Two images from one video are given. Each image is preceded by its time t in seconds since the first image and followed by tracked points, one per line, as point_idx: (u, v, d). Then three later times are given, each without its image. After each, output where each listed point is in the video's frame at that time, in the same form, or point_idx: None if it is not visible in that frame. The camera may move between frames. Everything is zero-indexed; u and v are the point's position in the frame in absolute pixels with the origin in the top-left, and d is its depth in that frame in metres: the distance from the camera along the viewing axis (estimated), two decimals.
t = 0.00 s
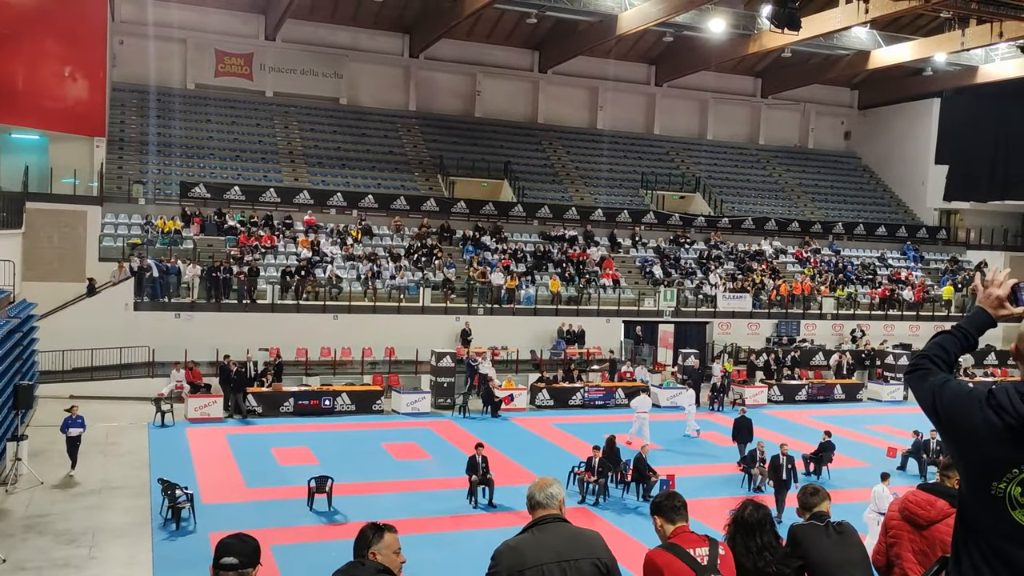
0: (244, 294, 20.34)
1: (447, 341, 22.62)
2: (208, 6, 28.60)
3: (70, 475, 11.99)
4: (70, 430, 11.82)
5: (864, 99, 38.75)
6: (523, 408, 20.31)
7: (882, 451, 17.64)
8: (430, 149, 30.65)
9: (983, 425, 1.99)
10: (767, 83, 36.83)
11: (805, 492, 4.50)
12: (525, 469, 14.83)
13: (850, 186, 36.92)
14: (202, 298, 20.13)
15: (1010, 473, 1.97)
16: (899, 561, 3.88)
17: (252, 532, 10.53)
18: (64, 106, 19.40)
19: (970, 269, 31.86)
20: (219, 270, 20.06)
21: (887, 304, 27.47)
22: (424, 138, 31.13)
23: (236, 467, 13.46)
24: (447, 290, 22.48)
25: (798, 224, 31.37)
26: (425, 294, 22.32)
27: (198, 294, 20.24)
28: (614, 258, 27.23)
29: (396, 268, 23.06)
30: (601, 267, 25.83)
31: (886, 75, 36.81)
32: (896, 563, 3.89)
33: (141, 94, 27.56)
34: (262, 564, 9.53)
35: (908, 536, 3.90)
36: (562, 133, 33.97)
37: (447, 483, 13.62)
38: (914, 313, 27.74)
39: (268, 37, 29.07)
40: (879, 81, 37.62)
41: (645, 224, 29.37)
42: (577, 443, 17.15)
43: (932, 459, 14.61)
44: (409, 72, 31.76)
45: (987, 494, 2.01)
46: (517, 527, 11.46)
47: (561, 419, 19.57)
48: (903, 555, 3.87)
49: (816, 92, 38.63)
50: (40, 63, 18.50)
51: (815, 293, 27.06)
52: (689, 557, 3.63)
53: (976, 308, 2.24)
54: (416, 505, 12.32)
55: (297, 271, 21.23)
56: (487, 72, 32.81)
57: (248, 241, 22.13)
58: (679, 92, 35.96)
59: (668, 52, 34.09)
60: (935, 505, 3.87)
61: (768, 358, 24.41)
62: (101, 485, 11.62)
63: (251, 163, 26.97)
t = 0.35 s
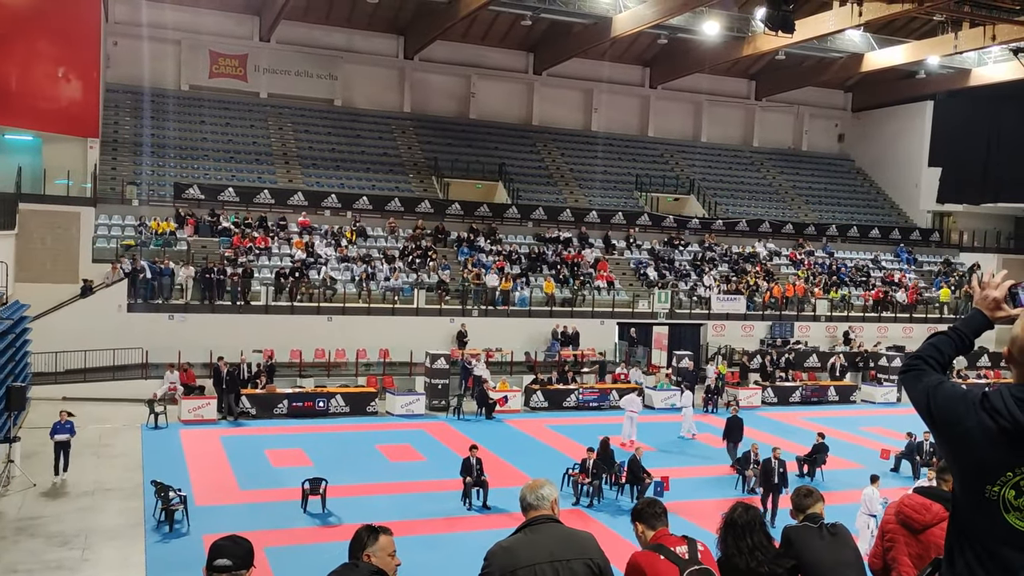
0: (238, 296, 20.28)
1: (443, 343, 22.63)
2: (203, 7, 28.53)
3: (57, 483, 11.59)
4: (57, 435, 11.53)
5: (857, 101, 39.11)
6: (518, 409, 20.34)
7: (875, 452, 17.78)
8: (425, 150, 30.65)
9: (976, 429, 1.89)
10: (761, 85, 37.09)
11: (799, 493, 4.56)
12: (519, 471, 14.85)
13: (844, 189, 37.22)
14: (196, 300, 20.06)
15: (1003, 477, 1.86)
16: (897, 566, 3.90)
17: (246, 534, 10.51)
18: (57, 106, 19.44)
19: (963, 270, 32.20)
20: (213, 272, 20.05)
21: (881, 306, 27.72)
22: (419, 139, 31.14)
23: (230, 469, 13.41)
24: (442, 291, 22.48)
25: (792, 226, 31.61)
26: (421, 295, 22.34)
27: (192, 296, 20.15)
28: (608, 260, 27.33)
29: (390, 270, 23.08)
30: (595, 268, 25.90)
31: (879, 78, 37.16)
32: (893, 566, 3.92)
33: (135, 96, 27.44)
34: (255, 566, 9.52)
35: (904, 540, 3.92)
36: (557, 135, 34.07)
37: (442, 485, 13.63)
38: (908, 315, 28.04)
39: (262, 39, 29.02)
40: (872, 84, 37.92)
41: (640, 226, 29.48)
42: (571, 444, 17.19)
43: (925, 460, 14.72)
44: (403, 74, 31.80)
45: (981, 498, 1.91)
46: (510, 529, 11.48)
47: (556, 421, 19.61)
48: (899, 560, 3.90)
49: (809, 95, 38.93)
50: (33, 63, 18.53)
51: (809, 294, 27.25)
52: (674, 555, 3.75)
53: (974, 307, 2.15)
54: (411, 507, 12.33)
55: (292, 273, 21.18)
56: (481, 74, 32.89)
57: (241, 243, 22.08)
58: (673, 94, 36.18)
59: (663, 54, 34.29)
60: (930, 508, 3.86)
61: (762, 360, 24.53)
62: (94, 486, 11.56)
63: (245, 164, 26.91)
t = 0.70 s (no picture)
0: (233, 297, 20.25)
1: (438, 344, 22.65)
2: (197, 8, 28.45)
3: (47, 489, 11.29)
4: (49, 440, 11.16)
5: (851, 104, 39.43)
6: (512, 411, 20.37)
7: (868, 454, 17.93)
8: (420, 152, 30.68)
9: (967, 430, 1.91)
10: (756, 87, 37.31)
11: (793, 495, 4.68)
12: (514, 472, 14.88)
13: (838, 191, 37.48)
14: (189, 301, 19.94)
15: (992, 478, 1.89)
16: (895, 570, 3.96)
17: (240, 535, 10.50)
18: (51, 107, 19.12)
19: (956, 272, 32.50)
20: (207, 273, 19.99)
21: (875, 308, 27.94)
22: (414, 141, 31.16)
23: (224, 471, 13.36)
24: (437, 293, 22.47)
25: (786, 228, 31.82)
26: (416, 296, 22.33)
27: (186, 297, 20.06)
28: (604, 261, 27.45)
29: (385, 271, 23.08)
30: (590, 270, 25.97)
31: (873, 80, 37.45)
32: (891, 571, 3.98)
33: (129, 96, 27.33)
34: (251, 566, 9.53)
35: (903, 546, 3.97)
36: (551, 137, 34.17)
37: (436, 486, 13.68)
38: (902, 317, 28.27)
39: (257, 40, 28.98)
40: (866, 87, 38.21)
41: (635, 228, 29.59)
42: (565, 446, 17.26)
43: (918, 462, 14.84)
44: (398, 76, 31.82)
45: (972, 499, 1.93)
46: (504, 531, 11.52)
47: (550, 422, 19.66)
48: (899, 564, 3.95)
49: (803, 97, 39.20)
50: (27, 64, 18.30)
51: (803, 296, 27.41)
52: (661, 555, 3.85)
53: (970, 308, 2.16)
54: (406, 508, 12.34)
55: (286, 274, 21.13)
56: (476, 76, 32.95)
57: (236, 244, 21.98)
58: (668, 96, 36.37)
59: (658, 56, 34.45)
60: (930, 515, 3.89)
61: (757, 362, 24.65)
62: (88, 488, 11.52)
63: (239, 165, 26.84)
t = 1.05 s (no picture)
0: (228, 297, 20.17)
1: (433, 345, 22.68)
2: (191, 9, 28.38)
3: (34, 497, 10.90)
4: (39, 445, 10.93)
5: (844, 106, 39.77)
6: (507, 412, 20.40)
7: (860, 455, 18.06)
8: (414, 153, 30.68)
9: (957, 433, 1.93)
10: (749, 89, 37.54)
11: (787, 497, 4.72)
12: (508, 474, 14.88)
13: (830, 193, 37.80)
14: (183, 302, 19.84)
15: (984, 480, 1.91)
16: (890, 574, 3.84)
17: (234, 537, 10.49)
18: (42, 107, 19.64)
19: (947, 274, 32.82)
20: (201, 274, 19.90)
21: (868, 309, 28.17)
22: (408, 142, 31.16)
23: (217, 472, 13.32)
24: (431, 294, 22.47)
25: (780, 230, 32.06)
26: (410, 298, 22.34)
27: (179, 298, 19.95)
28: (599, 263, 27.57)
29: (379, 273, 23.06)
30: (585, 271, 26.08)
31: (866, 83, 37.78)
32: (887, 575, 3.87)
33: (123, 97, 27.22)
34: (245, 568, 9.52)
35: (900, 552, 3.88)
36: (546, 138, 34.29)
37: (430, 487, 13.69)
38: (895, 318, 28.52)
39: (252, 40, 28.91)
40: (858, 89, 38.53)
41: (628, 230, 29.73)
42: (559, 447, 17.32)
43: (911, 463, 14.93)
44: (393, 77, 31.85)
45: (962, 501, 1.95)
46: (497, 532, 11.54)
47: (545, 424, 19.71)
48: (894, 568, 3.84)
49: (797, 100, 39.49)
50: (16, 64, 18.94)
51: (797, 298, 27.60)
52: (651, 555, 3.91)
53: (963, 307, 2.15)
54: (401, 510, 12.34)
55: (280, 275, 21.08)
56: (471, 77, 33.00)
57: (229, 245, 21.90)
58: (662, 98, 36.60)
59: (652, 58, 34.62)
60: (927, 522, 3.87)
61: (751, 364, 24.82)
62: (81, 490, 11.47)
63: (233, 166, 26.78)
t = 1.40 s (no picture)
0: (223, 298, 20.09)
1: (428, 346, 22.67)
2: (185, 9, 28.28)
3: (19, 508, 10.42)
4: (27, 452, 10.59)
5: (838, 107, 40.05)
6: (501, 413, 20.43)
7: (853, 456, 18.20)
8: (409, 154, 30.67)
9: (949, 433, 1.97)
10: (743, 91, 37.76)
11: (781, 498, 4.81)
12: (503, 475, 14.93)
13: (824, 194, 38.07)
14: (177, 302, 19.70)
15: (975, 481, 1.94)
16: (887, 573, 3.80)
17: (229, 538, 10.48)
18: (36, 108, 19.50)
19: (939, 275, 33.11)
20: (195, 275, 19.78)
21: (862, 310, 28.36)
22: (402, 143, 31.16)
23: (211, 473, 13.30)
24: (425, 295, 22.41)
25: (774, 231, 32.28)
26: (403, 299, 22.28)
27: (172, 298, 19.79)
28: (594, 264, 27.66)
29: (373, 273, 22.99)
30: (579, 273, 26.14)
31: (860, 85, 38.07)
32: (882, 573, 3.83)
33: (117, 98, 27.08)
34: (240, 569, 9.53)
35: (896, 551, 3.85)
36: (540, 140, 34.37)
37: (424, 488, 13.72)
38: (888, 319, 28.73)
39: (246, 41, 28.82)
40: (852, 91, 38.82)
41: (623, 231, 29.83)
42: (553, 448, 17.38)
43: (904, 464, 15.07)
44: (387, 77, 31.86)
45: (955, 501, 1.98)
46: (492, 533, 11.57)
47: (539, 425, 19.76)
48: (891, 567, 3.80)
49: (792, 101, 39.75)
50: (11, 64, 18.77)
51: (791, 298, 27.74)
52: (643, 558, 3.98)
53: (957, 306, 2.20)
54: (395, 511, 12.36)
55: (274, 277, 21.01)
56: (466, 78, 33.02)
57: (223, 246, 21.80)
58: (656, 99, 36.79)
59: (646, 59, 34.73)
60: (922, 521, 3.93)
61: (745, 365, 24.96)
62: (74, 491, 11.44)
63: (227, 166, 26.69)
